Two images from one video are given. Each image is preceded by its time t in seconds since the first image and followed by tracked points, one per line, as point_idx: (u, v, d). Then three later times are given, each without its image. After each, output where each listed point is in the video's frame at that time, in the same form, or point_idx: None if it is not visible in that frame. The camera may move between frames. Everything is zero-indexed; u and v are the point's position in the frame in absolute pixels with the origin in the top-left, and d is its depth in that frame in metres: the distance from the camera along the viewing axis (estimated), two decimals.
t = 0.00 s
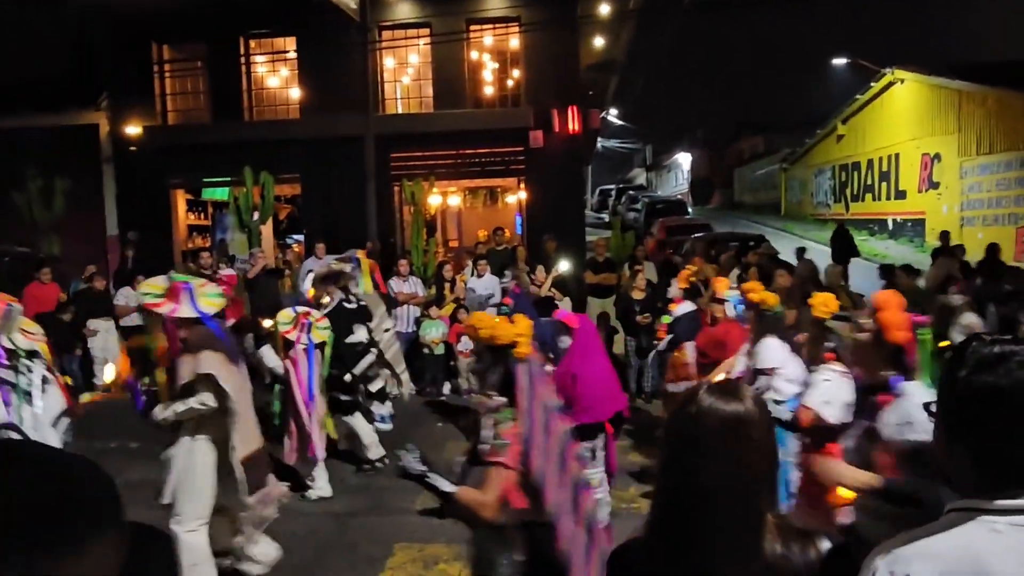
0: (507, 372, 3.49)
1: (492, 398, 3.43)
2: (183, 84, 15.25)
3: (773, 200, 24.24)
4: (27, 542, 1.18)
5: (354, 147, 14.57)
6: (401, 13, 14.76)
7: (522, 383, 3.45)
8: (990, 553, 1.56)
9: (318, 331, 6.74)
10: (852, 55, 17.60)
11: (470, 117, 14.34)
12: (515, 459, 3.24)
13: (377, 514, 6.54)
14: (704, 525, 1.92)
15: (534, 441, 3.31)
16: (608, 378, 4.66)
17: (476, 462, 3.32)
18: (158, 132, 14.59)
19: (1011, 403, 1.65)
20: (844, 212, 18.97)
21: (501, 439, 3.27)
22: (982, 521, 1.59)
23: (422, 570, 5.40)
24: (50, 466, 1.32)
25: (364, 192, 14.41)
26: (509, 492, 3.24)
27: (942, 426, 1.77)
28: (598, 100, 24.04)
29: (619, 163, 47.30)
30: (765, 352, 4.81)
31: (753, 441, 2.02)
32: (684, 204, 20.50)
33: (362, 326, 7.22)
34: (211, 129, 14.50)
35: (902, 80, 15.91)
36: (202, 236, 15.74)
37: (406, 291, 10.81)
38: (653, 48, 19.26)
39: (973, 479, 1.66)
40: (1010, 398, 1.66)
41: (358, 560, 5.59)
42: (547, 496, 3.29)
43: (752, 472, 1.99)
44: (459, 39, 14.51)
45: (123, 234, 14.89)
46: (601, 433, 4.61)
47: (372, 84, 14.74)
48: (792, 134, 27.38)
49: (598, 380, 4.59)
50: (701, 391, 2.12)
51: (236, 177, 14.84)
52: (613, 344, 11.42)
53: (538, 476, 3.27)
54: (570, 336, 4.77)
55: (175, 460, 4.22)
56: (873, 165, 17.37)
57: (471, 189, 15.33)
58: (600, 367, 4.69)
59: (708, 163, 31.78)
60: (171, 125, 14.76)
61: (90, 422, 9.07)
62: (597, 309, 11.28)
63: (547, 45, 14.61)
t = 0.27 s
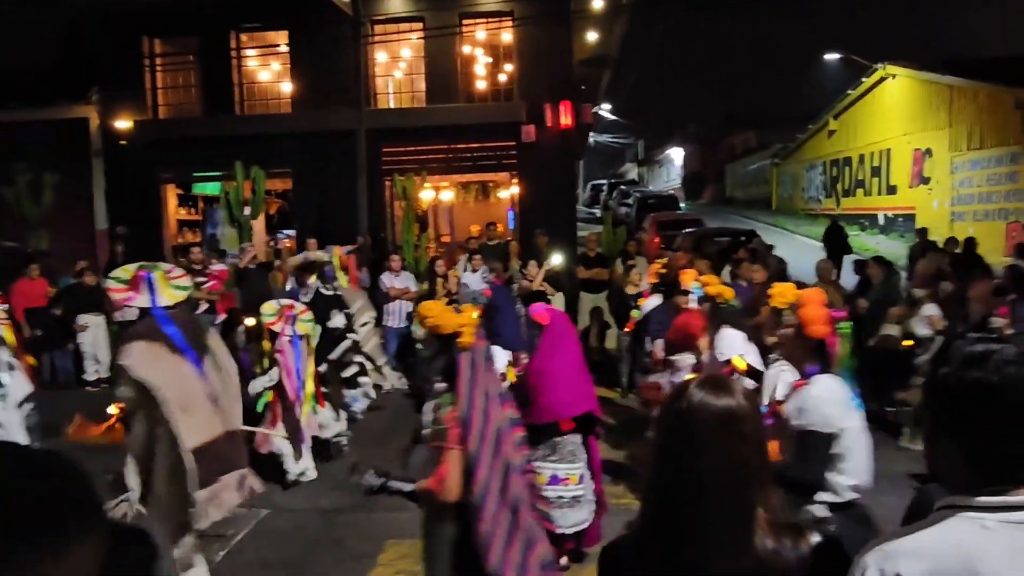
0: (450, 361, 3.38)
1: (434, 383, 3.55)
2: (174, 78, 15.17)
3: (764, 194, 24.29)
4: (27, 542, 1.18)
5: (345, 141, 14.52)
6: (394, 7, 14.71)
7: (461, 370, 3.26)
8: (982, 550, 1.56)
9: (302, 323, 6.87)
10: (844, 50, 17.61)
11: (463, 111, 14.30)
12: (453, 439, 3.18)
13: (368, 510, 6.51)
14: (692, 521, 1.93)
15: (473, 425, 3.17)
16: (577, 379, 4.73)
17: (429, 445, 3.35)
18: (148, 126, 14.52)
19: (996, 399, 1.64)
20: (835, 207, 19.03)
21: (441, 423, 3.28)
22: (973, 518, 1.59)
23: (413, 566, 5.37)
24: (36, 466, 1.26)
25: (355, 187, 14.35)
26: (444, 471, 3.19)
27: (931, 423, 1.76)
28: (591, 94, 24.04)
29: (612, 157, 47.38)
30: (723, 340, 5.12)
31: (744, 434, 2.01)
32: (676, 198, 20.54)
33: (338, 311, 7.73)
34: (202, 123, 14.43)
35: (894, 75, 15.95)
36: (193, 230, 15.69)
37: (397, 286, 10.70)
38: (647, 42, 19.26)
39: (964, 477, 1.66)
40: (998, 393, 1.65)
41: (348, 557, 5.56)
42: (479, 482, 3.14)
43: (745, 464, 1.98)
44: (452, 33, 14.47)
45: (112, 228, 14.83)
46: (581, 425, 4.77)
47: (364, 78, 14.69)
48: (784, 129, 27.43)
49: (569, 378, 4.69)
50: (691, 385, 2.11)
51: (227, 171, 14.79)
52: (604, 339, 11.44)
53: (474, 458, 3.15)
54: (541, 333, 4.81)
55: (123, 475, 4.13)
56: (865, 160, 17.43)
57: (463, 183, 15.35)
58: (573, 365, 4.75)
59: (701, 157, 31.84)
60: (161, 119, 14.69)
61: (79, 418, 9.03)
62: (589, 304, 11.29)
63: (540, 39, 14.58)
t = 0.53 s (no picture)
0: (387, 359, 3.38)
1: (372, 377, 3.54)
2: (162, 76, 15.08)
3: (754, 193, 24.36)
4: None
5: (335, 140, 14.46)
6: (383, 5, 14.66)
7: (402, 365, 3.25)
8: (964, 548, 1.54)
9: (269, 322, 6.92)
10: (833, 50, 17.66)
11: (453, 110, 14.27)
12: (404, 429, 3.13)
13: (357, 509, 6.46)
14: (684, 518, 1.94)
15: (420, 419, 3.14)
16: (535, 376, 4.69)
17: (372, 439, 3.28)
18: (136, 125, 14.42)
19: (968, 394, 1.66)
20: (825, 206, 19.09)
21: (388, 419, 3.23)
22: (954, 519, 1.57)
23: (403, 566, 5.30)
24: None
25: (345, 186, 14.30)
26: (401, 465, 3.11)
27: (905, 420, 1.77)
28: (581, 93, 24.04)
29: (603, 156, 47.43)
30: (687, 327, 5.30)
31: (730, 433, 2.02)
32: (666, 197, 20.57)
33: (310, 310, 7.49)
34: (190, 122, 14.34)
35: (883, 74, 16.02)
36: (182, 230, 15.61)
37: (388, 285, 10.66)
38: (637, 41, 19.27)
39: (942, 475, 1.66)
40: (969, 389, 1.67)
41: (337, 557, 5.51)
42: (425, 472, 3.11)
43: (730, 462, 1.99)
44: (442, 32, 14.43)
45: (100, 228, 14.73)
46: (542, 421, 4.77)
47: (354, 76, 14.64)
48: (773, 128, 27.52)
49: (526, 377, 4.66)
50: (676, 385, 2.12)
51: (216, 170, 14.72)
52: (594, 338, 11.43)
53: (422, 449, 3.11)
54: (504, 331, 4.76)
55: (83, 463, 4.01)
56: (854, 159, 17.50)
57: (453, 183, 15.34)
58: (533, 362, 4.71)
59: (691, 156, 31.91)
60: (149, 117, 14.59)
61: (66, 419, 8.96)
62: (579, 303, 11.29)
63: (530, 38, 14.56)
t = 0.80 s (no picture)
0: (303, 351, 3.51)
1: (291, 376, 3.94)
2: (148, 75, 14.98)
3: (743, 193, 24.44)
4: None
5: (323, 139, 14.40)
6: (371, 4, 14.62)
7: (317, 357, 3.44)
8: (932, 549, 1.54)
9: (236, 319, 6.83)
10: (821, 49, 17.73)
11: (442, 109, 14.24)
12: (317, 422, 3.32)
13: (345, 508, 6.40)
14: (669, 517, 1.96)
15: (334, 411, 3.31)
16: (495, 373, 5.20)
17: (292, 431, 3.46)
18: (122, 125, 14.33)
19: (939, 391, 1.64)
20: (812, 205, 19.19)
21: (304, 411, 3.40)
22: (918, 518, 1.57)
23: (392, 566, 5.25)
24: None
25: (333, 186, 14.24)
26: (323, 451, 3.30)
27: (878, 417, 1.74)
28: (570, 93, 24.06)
29: (592, 155, 47.48)
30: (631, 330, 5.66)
31: (712, 431, 2.02)
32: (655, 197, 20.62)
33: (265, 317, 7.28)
34: (176, 121, 14.25)
35: (870, 74, 16.11)
36: (169, 230, 15.53)
37: (377, 285, 10.61)
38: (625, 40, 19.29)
39: (916, 472, 1.63)
40: (941, 386, 1.64)
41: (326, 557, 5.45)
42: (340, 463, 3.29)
43: (711, 458, 2.00)
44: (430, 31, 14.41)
45: (86, 229, 14.63)
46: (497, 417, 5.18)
47: (342, 75, 14.59)
48: (761, 127, 27.63)
49: (489, 373, 5.17)
50: (655, 385, 2.11)
51: (203, 170, 14.64)
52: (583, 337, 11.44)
53: (338, 440, 3.29)
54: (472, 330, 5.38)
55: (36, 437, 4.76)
56: (841, 158, 17.59)
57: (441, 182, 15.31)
58: (499, 360, 5.24)
59: (680, 156, 32.01)
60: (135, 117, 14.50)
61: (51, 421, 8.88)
62: (569, 302, 11.30)
63: (519, 37, 14.56)
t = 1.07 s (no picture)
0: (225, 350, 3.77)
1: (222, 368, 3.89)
2: (138, 76, 14.91)
3: (734, 193, 24.50)
4: None
5: (314, 140, 14.36)
6: (362, 4, 14.60)
7: (239, 356, 3.70)
8: (899, 552, 1.55)
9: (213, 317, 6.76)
10: (812, 50, 17.77)
11: (434, 110, 14.22)
12: (225, 420, 3.60)
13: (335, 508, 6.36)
14: (653, 521, 1.95)
15: (244, 411, 3.61)
16: (461, 368, 5.21)
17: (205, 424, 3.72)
18: (112, 126, 14.26)
19: (913, 398, 1.62)
20: (804, 205, 19.23)
21: (218, 406, 3.65)
22: (889, 522, 1.57)
23: (382, 567, 5.21)
24: None
25: (324, 187, 14.20)
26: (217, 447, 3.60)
27: (853, 421, 1.73)
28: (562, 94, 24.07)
29: (585, 156, 47.52)
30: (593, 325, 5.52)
31: (694, 433, 2.01)
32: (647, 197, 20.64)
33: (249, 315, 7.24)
34: (166, 122, 14.19)
35: (861, 75, 16.16)
36: (159, 231, 15.48)
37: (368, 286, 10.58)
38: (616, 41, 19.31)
39: (889, 476, 1.64)
40: (914, 394, 1.63)
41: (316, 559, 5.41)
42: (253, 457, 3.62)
43: (693, 460, 1.99)
44: (421, 31, 14.40)
45: (76, 230, 14.56)
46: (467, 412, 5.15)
47: (333, 76, 14.56)
48: (753, 127, 27.70)
49: (453, 369, 5.18)
50: (639, 386, 2.09)
51: (193, 171, 14.59)
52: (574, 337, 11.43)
53: (248, 438, 3.61)
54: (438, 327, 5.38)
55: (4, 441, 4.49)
56: (832, 158, 17.64)
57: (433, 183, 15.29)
58: (465, 356, 5.26)
59: (672, 156, 32.08)
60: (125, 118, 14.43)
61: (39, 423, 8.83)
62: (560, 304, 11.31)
63: (511, 37, 14.55)
